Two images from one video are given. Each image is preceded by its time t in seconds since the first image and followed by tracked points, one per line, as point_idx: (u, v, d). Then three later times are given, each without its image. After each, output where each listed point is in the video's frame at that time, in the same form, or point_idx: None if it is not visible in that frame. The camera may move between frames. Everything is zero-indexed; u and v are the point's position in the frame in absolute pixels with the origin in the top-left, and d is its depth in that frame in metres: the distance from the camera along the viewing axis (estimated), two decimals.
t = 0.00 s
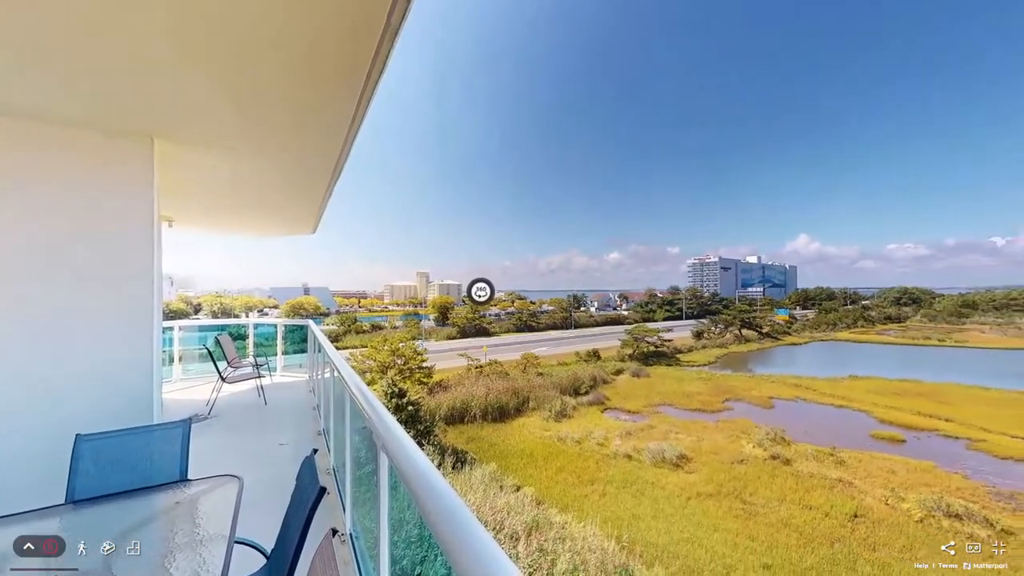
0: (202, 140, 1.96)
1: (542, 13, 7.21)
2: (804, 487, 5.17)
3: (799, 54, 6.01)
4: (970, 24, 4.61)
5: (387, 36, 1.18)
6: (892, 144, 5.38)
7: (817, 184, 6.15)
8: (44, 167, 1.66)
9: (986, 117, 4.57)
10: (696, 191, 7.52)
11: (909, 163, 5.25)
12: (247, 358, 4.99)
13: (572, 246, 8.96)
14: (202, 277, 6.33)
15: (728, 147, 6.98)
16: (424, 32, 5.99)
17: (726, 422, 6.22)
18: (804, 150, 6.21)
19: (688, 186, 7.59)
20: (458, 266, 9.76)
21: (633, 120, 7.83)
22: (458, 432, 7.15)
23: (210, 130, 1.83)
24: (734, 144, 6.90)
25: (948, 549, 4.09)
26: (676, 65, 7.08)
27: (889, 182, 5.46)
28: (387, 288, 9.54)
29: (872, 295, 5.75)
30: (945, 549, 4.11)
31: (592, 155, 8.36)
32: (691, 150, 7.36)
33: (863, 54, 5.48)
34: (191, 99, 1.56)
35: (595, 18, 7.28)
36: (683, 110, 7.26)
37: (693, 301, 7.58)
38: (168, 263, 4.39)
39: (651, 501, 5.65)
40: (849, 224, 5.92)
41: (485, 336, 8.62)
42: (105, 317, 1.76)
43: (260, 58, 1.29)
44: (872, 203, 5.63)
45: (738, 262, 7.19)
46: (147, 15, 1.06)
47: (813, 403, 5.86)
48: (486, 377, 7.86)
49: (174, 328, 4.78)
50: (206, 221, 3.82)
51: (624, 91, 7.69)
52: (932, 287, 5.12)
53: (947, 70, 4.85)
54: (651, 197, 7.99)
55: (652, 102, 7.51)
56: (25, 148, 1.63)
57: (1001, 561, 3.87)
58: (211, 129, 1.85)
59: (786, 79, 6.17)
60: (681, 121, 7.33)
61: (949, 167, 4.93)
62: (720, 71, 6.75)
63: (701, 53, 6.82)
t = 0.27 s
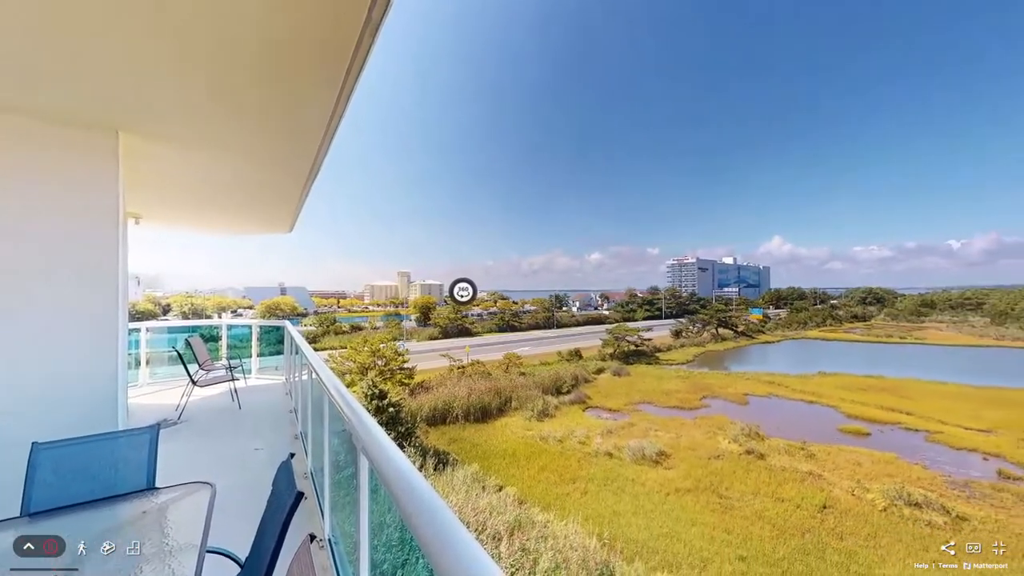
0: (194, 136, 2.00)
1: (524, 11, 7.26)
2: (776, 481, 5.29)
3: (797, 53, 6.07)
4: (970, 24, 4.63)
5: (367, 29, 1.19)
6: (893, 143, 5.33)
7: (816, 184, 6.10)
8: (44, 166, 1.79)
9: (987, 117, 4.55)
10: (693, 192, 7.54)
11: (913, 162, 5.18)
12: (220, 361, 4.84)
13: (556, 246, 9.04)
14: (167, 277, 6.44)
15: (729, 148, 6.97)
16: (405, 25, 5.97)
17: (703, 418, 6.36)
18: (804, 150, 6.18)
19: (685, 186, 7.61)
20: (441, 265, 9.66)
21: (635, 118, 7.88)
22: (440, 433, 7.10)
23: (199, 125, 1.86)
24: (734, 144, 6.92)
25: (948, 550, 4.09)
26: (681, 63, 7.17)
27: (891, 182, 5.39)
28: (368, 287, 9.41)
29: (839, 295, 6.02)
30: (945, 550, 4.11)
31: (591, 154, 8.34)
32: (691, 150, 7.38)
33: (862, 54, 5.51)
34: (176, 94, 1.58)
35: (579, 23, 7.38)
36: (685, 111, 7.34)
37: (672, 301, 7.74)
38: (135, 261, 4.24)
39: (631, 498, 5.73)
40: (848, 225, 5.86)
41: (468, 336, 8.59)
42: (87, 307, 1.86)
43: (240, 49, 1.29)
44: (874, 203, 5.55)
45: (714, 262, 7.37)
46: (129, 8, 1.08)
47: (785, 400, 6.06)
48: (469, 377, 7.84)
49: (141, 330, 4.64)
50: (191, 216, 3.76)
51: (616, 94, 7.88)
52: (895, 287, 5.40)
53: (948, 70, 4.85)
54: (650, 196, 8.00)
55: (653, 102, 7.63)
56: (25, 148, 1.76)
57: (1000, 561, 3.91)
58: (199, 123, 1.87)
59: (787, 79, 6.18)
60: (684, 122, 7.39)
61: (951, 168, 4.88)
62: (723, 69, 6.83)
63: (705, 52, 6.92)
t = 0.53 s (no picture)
0: (186, 119, 2.31)
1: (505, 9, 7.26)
2: (750, 474, 5.43)
3: (791, 52, 5.76)
4: (970, 24, 4.40)
5: None
6: (892, 142, 5.02)
7: (814, 184, 5.80)
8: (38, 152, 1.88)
9: (985, 119, 4.32)
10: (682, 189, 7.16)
11: (915, 163, 4.89)
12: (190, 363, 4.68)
13: (536, 246, 8.77)
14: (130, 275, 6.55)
15: (726, 147, 6.59)
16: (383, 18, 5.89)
17: (681, 416, 6.38)
18: (801, 150, 5.84)
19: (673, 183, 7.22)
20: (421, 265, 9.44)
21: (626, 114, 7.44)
22: (422, 434, 7.05)
23: (189, 108, 2.17)
24: (728, 145, 6.54)
25: (949, 550, 4.16)
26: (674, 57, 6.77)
27: (892, 182, 5.09)
28: (347, 287, 9.27)
29: (810, 295, 6.23)
30: (946, 551, 4.17)
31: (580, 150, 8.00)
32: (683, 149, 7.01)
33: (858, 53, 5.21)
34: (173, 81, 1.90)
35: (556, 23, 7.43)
36: (676, 110, 6.96)
37: (652, 301, 7.84)
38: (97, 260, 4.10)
39: (612, 495, 5.81)
40: (847, 226, 5.57)
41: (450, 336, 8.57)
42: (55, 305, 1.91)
43: (232, 43, 1.61)
44: (875, 203, 5.26)
45: (692, 266, 7.25)
46: None
47: (759, 396, 6.20)
48: (451, 377, 7.80)
49: (106, 332, 4.40)
50: (196, 204, 4.14)
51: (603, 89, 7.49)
52: (861, 287, 5.63)
53: (949, 69, 4.57)
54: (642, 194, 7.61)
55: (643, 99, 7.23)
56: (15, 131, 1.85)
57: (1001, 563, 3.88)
58: (192, 105, 2.16)
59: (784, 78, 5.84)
60: (676, 119, 6.99)
61: (952, 169, 4.61)
62: (714, 66, 6.46)
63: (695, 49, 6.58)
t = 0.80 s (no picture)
0: (174, 120, 2.34)
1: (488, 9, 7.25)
2: (726, 468, 5.56)
3: (789, 51, 5.61)
4: (969, 24, 4.31)
5: None
6: (895, 141, 4.88)
7: (814, 185, 5.64)
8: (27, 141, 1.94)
9: (985, 123, 4.26)
10: (682, 190, 7.00)
11: (920, 163, 4.75)
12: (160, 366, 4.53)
13: (520, 247, 8.77)
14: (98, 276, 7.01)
15: (721, 147, 6.45)
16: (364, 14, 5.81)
17: (661, 413, 6.52)
18: (802, 152, 5.68)
19: (673, 184, 7.06)
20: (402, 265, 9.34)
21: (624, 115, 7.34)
22: (403, 436, 6.97)
23: (178, 109, 2.21)
24: (728, 147, 6.37)
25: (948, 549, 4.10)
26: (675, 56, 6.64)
27: (894, 183, 4.96)
28: (326, 286, 9.10)
29: (782, 295, 6.43)
30: (945, 549, 4.12)
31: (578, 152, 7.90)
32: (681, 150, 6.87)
33: (857, 53, 5.09)
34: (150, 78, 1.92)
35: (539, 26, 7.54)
36: (675, 111, 6.83)
37: (632, 301, 7.97)
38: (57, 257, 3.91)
39: (593, 492, 5.85)
40: (847, 228, 5.45)
41: (431, 336, 8.54)
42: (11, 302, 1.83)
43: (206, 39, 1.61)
44: (879, 203, 5.10)
45: (671, 267, 7.37)
46: None
47: (735, 393, 6.38)
48: (433, 378, 7.74)
49: (66, 335, 4.17)
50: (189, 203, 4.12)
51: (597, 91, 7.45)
52: (829, 288, 5.88)
53: (950, 68, 4.48)
54: (641, 197, 7.44)
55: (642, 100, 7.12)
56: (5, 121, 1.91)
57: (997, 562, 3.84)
58: (173, 103, 2.15)
59: (785, 77, 5.67)
60: (677, 120, 6.84)
61: (958, 170, 4.49)
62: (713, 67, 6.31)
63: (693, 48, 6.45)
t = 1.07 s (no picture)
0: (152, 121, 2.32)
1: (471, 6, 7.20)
2: (703, 464, 5.65)
3: (789, 52, 5.57)
4: (969, 24, 4.39)
5: None
6: (894, 141, 4.90)
7: (813, 185, 5.62)
8: None
9: (984, 123, 4.34)
10: (681, 192, 6.90)
11: (922, 164, 4.78)
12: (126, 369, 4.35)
13: (500, 248, 8.70)
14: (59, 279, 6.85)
15: (717, 147, 6.40)
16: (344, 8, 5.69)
17: (641, 411, 6.62)
18: (804, 152, 5.62)
19: (670, 185, 6.99)
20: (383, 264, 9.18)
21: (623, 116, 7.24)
22: (383, 438, 6.86)
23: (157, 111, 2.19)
24: (728, 148, 6.29)
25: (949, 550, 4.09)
26: (675, 55, 6.58)
27: (895, 183, 4.98)
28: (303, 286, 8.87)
29: (756, 295, 6.65)
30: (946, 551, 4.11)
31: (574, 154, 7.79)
32: (680, 151, 6.80)
33: (854, 54, 5.11)
34: (142, 83, 1.95)
35: (524, 28, 7.56)
36: (675, 112, 6.74)
37: (613, 301, 8.07)
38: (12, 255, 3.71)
39: (576, 490, 5.89)
40: (847, 230, 5.44)
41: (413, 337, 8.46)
42: None
43: (192, 41, 1.63)
44: (880, 205, 5.10)
45: (649, 266, 7.52)
46: None
47: (711, 390, 6.55)
48: (414, 379, 7.65)
49: (25, 337, 3.99)
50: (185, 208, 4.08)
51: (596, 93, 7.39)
52: (800, 288, 6.11)
53: (949, 66, 4.54)
54: (641, 199, 7.32)
55: (639, 103, 7.07)
56: None
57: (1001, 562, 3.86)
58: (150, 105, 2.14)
59: (786, 78, 5.62)
60: (676, 120, 6.74)
61: (957, 172, 4.55)
62: (712, 68, 6.27)
63: (694, 48, 6.40)
